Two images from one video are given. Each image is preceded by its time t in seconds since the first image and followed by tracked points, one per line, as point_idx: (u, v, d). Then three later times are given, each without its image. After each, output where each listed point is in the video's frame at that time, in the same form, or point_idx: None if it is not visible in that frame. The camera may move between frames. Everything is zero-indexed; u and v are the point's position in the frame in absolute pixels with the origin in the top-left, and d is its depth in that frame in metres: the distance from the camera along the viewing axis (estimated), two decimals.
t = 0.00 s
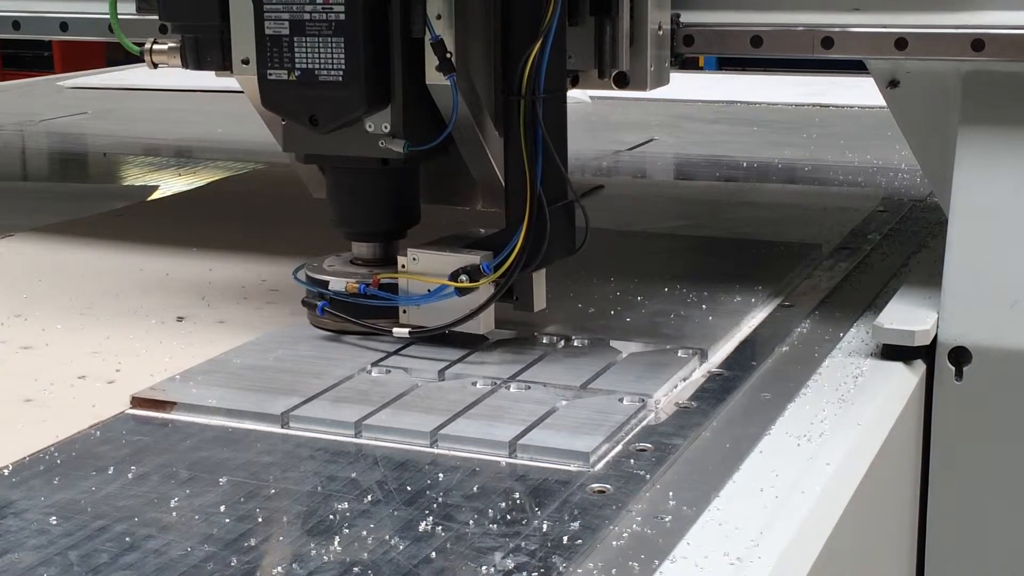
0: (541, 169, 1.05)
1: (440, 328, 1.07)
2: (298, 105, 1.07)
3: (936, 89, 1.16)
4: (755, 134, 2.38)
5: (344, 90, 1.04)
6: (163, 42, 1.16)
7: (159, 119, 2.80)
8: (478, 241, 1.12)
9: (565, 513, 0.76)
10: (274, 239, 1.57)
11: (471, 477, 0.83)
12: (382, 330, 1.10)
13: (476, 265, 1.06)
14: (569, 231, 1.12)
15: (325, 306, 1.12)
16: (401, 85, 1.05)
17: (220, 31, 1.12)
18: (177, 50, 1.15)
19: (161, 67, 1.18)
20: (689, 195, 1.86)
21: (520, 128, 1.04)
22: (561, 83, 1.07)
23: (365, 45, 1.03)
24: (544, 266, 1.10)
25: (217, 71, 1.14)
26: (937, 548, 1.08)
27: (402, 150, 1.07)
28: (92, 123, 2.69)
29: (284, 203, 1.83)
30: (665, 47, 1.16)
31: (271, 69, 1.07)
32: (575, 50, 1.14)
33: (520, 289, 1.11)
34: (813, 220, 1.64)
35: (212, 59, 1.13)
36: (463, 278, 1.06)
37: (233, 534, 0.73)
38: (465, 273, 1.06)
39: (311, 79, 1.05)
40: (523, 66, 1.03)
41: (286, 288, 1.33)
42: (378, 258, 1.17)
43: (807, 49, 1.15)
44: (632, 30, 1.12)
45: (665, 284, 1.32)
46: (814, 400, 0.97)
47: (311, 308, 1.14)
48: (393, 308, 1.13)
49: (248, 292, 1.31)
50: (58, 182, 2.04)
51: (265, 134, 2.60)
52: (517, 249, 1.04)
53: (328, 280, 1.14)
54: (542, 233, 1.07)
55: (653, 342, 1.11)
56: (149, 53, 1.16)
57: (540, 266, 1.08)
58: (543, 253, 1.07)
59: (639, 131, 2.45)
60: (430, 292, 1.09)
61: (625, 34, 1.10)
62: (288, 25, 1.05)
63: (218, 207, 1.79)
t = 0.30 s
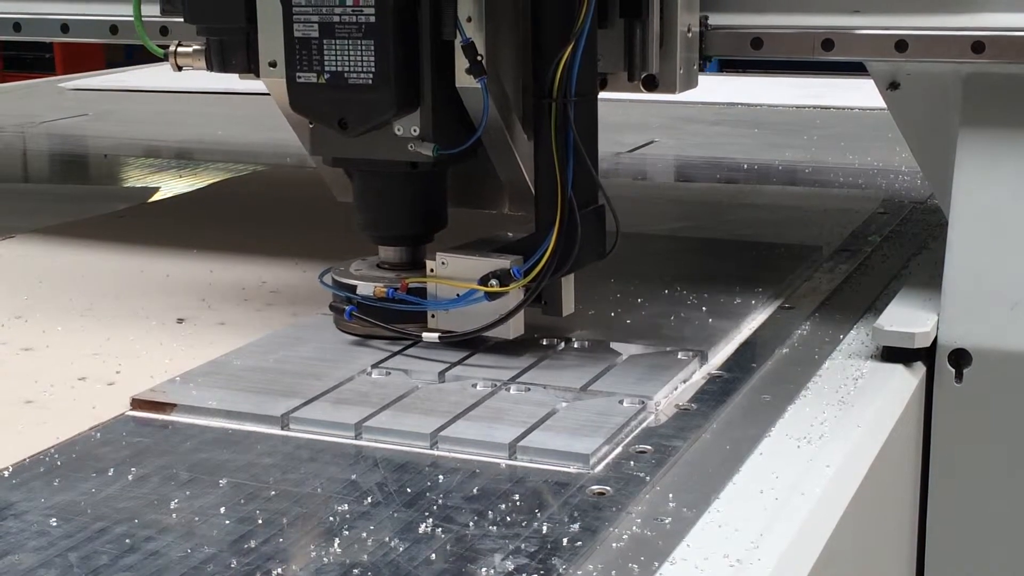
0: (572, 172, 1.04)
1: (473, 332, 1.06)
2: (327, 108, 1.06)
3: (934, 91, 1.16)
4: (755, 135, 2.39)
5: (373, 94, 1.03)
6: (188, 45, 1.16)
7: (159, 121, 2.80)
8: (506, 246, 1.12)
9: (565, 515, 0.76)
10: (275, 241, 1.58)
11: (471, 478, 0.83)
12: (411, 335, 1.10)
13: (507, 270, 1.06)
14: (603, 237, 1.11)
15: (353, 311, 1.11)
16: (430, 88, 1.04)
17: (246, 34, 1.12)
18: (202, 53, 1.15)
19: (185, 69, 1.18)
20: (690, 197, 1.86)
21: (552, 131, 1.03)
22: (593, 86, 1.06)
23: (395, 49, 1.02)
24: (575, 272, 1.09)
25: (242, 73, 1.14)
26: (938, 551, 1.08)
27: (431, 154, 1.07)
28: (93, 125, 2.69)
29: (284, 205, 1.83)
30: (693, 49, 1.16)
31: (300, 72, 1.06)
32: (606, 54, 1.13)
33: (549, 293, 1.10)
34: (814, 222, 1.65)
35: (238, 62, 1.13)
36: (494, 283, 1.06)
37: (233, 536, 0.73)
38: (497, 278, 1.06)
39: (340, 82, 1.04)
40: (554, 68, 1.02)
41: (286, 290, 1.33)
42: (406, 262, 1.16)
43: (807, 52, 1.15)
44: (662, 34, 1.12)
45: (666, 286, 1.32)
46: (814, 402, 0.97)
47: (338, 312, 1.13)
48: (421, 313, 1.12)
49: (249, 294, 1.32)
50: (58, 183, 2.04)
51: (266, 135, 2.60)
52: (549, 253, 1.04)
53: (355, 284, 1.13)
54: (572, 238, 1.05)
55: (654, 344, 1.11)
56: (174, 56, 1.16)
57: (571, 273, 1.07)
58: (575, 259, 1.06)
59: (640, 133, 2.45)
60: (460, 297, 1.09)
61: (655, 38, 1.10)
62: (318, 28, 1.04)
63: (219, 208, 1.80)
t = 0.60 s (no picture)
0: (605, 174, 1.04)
1: (505, 336, 1.05)
2: (359, 111, 1.05)
3: (935, 93, 1.16)
4: (756, 136, 2.39)
5: (406, 96, 1.02)
6: (214, 47, 1.17)
7: (160, 121, 2.80)
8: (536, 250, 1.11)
9: (568, 516, 0.77)
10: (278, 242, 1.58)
11: (474, 479, 0.83)
12: (441, 339, 1.08)
13: (540, 274, 1.05)
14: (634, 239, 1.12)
15: (383, 315, 1.10)
16: (462, 91, 1.03)
17: (274, 36, 1.12)
18: (228, 55, 1.15)
19: (211, 72, 1.19)
20: (691, 198, 1.86)
21: (585, 133, 1.03)
22: (624, 89, 1.08)
23: (428, 51, 1.01)
24: (606, 277, 1.09)
25: (268, 74, 1.14)
26: (939, 552, 1.08)
27: (463, 157, 1.06)
28: (94, 125, 2.70)
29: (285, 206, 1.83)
30: (723, 50, 1.14)
31: (331, 74, 1.05)
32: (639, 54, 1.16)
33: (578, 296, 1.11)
34: (815, 223, 1.65)
35: (264, 63, 1.13)
36: (525, 287, 1.05)
37: (236, 537, 0.73)
38: (528, 281, 1.05)
39: (372, 85, 1.03)
40: (587, 70, 1.03)
41: (288, 291, 1.33)
42: (435, 265, 1.16)
43: (809, 53, 1.16)
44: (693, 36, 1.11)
45: (667, 287, 1.32)
46: (816, 403, 0.97)
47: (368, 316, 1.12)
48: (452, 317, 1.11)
49: (251, 295, 1.32)
50: (60, 183, 2.05)
51: (267, 136, 2.61)
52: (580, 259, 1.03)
53: (385, 288, 1.12)
54: (607, 240, 1.06)
55: (657, 345, 1.11)
56: (200, 58, 1.17)
57: (601, 275, 1.07)
58: (607, 261, 1.06)
59: (641, 134, 2.46)
60: (491, 301, 1.08)
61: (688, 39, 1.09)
62: (349, 30, 1.04)
63: (221, 209, 1.80)
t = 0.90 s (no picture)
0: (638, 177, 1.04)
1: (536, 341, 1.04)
2: (392, 113, 1.05)
3: (936, 96, 1.16)
4: (758, 139, 2.39)
5: (438, 99, 1.02)
6: (240, 50, 1.18)
7: (162, 124, 2.81)
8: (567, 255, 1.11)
9: (569, 517, 0.77)
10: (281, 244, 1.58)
11: (475, 480, 0.83)
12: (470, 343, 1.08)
13: (572, 278, 1.04)
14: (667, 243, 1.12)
15: (413, 319, 1.10)
16: (493, 92, 1.04)
17: (301, 39, 1.12)
18: (254, 58, 1.17)
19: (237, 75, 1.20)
20: (693, 200, 1.86)
21: (619, 137, 1.03)
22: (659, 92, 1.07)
23: (460, 54, 1.01)
24: (638, 280, 1.09)
25: (294, 77, 1.14)
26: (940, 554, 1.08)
27: (494, 160, 1.05)
28: (96, 128, 2.70)
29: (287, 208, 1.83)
30: (755, 54, 1.14)
31: (362, 77, 1.05)
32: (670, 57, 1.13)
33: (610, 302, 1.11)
34: (818, 225, 1.65)
35: (291, 66, 1.13)
36: (558, 291, 1.04)
37: (237, 538, 0.74)
38: (561, 286, 1.04)
39: (404, 87, 1.03)
40: (621, 74, 1.02)
41: (291, 293, 1.34)
42: (465, 270, 1.16)
43: (810, 56, 1.15)
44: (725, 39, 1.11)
45: (670, 289, 1.32)
46: (818, 404, 0.97)
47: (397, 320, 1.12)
48: (482, 322, 1.10)
49: (254, 296, 1.32)
50: (62, 185, 2.05)
51: (269, 138, 2.61)
52: (613, 264, 1.03)
53: (415, 292, 1.12)
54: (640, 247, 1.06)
55: (659, 347, 1.11)
56: (226, 61, 1.18)
57: (634, 280, 1.07)
58: (639, 266, 1.06)
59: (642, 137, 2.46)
60: (522, 305, 1.07)
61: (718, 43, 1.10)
62: (380, 32, 1.03)
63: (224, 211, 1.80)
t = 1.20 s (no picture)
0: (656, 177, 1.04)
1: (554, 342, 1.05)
2: (409, 114, 1.05)
3: (936, 96, 1.16)
4: (757, 138, 2.40)
5: (456, 100, 1.02)
6: (256, 50, 1.17)
7: (162, 123, 2.81)
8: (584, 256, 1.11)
9: (567, 516, 0.77)
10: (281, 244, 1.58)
11: (473, 479, 0.83)
12: (488, 344, 1.07)
13: (590, 279, 1.04)
14: (685, 242, 1.12)
15: (429, 320, 1.10)
16: (512, 93, 1.04)
17: (317, 38, 1.12)
18: (269, 58, 1.16)
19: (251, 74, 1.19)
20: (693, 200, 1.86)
21: (637, 136, 1.03)
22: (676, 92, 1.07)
23: (479, 55, 1.01)
24: (658, 279, 1.09)
25: (310, 77, 1.15)
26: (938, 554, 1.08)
27: (512, 160, 1.05)
28: (96, 127, 2.71)
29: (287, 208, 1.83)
30: (773, 54, 1.14)
31: (379, 77, 1.05)
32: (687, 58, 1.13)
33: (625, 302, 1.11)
34: (817, 225, 1.65)
35: (306, 67, 1.14)
36: (576, 292, 1.04)
37: (236, 536, 0.74)
38: (578, 287, 1.04)
39: (421, 87, 1.03)
40: (639, 74, 1.02)
41: (291, 293, 1.34)
42: (481, 271, 1.16)
43: (809, 56, 1.15)
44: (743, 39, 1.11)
45: (670, 289, 1.32)
46: (818, 404, 0.97)
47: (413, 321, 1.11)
48: (498, 323, 1.10)
49: (254, 295, 1.32)
50: (62, 185, 2.05)
51: (270, 137, 2.61)
52: (632, 265, 1.03)
53: (431, 293, 1.12)
54: (658, 247, 1.06)
55: (659, 346, 1.11)
56: (242, 61, 1.17)
57: (653, 280, 1.07)
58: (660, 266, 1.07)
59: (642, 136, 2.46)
60: (540, 306, 1.07)
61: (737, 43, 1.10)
62: (398, 32, 1.03)
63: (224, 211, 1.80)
